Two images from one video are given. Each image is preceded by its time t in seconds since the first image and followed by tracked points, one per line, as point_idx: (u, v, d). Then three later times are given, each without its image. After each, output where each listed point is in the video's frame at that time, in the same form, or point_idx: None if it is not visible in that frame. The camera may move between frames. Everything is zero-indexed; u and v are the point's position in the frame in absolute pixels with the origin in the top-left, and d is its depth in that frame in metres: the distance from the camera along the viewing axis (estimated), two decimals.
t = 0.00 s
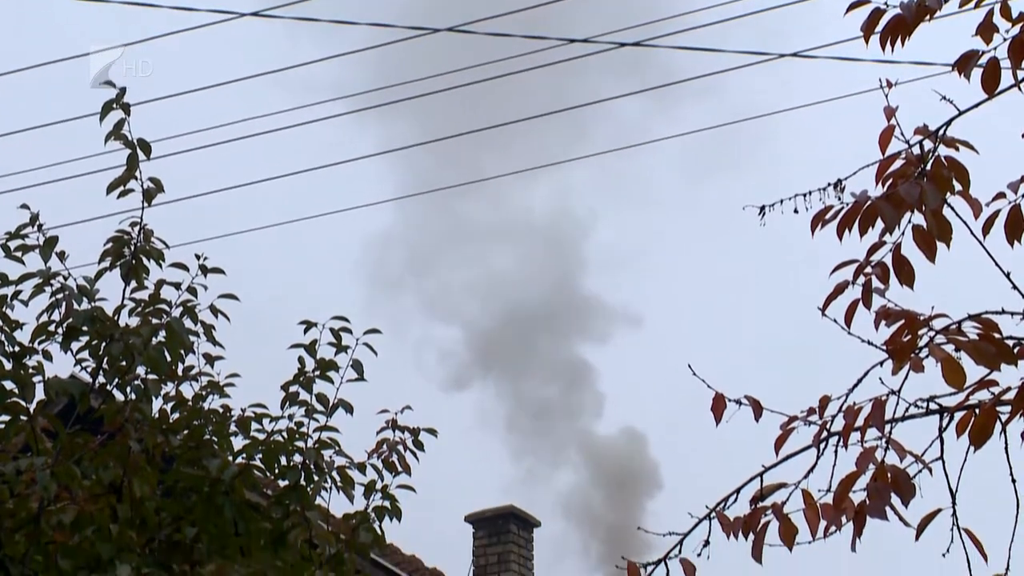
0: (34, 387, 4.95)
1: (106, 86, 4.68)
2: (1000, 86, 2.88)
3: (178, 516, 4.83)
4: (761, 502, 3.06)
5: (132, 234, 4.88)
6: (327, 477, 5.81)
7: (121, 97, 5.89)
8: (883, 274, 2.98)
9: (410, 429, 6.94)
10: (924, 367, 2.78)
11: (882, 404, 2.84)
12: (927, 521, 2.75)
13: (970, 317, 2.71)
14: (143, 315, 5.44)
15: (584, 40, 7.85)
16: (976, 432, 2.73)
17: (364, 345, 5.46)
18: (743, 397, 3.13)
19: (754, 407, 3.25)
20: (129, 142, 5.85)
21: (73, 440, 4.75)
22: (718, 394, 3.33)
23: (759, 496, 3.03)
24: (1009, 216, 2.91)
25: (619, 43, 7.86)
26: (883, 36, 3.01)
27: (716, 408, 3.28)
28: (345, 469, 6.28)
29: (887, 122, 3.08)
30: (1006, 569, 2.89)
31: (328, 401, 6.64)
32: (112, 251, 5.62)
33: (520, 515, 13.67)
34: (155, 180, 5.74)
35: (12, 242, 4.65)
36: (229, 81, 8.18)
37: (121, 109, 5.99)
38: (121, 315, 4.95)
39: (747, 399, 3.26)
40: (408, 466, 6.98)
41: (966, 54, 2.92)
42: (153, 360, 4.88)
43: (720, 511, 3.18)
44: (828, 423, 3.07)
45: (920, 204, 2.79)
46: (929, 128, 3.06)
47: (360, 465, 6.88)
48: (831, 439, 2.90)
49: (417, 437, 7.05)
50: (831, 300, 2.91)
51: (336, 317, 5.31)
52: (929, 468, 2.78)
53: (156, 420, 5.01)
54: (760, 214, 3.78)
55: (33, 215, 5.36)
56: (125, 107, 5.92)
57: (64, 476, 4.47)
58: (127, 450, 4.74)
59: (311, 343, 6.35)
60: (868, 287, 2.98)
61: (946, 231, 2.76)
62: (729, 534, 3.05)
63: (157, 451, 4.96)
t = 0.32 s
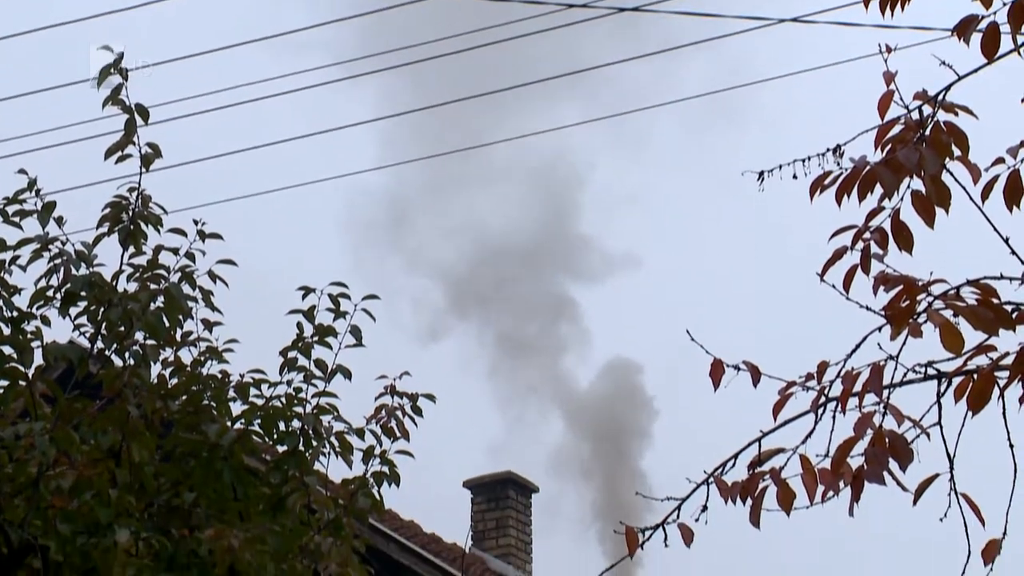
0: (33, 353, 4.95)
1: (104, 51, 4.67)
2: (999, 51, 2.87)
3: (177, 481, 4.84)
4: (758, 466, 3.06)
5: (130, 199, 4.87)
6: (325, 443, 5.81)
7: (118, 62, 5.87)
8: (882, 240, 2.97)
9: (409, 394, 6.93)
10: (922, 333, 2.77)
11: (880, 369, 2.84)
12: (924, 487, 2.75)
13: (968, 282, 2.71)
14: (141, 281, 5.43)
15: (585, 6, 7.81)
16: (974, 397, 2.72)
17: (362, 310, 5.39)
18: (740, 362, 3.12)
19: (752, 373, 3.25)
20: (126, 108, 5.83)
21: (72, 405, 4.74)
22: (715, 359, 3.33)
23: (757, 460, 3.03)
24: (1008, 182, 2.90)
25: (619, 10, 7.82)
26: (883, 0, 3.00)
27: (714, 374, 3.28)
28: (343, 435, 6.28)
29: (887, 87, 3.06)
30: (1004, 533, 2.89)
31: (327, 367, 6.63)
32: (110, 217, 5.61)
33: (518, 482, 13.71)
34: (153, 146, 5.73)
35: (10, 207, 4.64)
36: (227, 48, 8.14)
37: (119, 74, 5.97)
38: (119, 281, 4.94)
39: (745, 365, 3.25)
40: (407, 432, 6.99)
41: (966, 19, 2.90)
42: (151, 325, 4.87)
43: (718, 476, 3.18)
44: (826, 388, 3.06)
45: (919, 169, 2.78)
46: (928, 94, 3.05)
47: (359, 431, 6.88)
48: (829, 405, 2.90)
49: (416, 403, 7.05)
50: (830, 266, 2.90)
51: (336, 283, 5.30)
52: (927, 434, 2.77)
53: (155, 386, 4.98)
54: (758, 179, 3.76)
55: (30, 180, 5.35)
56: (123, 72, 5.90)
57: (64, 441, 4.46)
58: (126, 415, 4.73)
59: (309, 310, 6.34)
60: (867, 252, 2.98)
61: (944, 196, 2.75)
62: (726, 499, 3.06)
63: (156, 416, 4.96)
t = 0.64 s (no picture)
0: (31, 316, 4.94)
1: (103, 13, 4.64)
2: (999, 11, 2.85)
3: (177, 444, 4.86)
4: (758, 429, 3.06)
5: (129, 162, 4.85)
6: (324, 406, 5.81)
7: (116, 25, 5.85)
8: (881, 203, 2.95)
9: (408, 357, 6.92)
10: (921, 296, 2.77)
11: (879, 332, 2.84)
12: (923, 450, 2.75)
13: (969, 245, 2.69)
14: (140, 244, 5.42)
15: None
16: (973, 360, 2.72)
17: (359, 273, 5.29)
18: (740, 324, 3.11)
19: (751, 337, 3.24)
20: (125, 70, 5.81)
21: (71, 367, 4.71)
22: (715, 321, 3.32)
23: (756, 423, 3.03)
24: (1008, 145, 2.89)
25: None
26: None
27: (713, 338, 3.28)
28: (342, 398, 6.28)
29: (886, 50, 3.04)
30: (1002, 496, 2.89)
31: (326, 330, 6.63)
32: (108, 180, 5.60)
33: (518, 445, 13.75)
34: (152, 108, 5.71)
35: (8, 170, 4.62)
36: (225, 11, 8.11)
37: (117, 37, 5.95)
38: (119, 244, 4.93)
39: (744, 329, 3.25)
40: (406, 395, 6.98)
41: None
42: (150, 289, 4.86)
43: (716, 438, 3.17)
44: (825, 351, 3.05)
45: (918, 132, 2.77)
46: (928, 57, 3.03)
47: (359, 394, 6.87)
48: (828, 367, 2.89)
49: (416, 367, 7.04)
50: (829, 229, 2.89)
51: (335, 247, 5.29)
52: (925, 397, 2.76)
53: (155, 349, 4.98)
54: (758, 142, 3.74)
55: (29, 142, 5.33)
56: (121, 35, 5.88)
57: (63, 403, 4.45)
58: (125, 379, 4.72)
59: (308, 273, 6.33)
60: (867, 215, 2.97)
61: (944, 158, 2.74)
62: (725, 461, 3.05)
63: (155, 379, 4.95)
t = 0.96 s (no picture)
0: (31, 278, 4.93)
1: None
2: None
3: (177, 405, 4.87)
4: (758, 391, 3.06)
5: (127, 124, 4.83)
6: (324, 367, 5.81)
7: None
8: (882, 164, 2.94)
9: (408, 319, 6.91)
10: (921, 258, 2.76)
11: (879, 294, 2.83)
12: (923, 411, 2.75)
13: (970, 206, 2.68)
14: (139, 206, 5.41)
15: None
16: (973, 321, 2.71)
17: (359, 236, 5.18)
18: (740, 285, 3.10)
19: (751, 298, 3.24)
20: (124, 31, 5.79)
21: (71, 328, 4.68)
22: (715, 284, 3.31)
23: (756, 385, 3.03)
24: (1009, 106, 2.87)
25: None
26: None
27: (713, 299, 3.27)
28: (342, 360, 6.27)
29: (888, 11, 3.02)
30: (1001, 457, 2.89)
31: (325, 292, 6.62)
32: (107, 141, 5.58)
33: (518, 408, 13.76)
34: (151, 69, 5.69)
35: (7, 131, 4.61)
36: None
37: None
38: (119, 206, 4.91)
39: (744, 291, 3.24)
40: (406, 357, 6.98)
41: None
42: (150, 251, 4.85)
43: (716, 400, 3.17)
44: (825, 312, 3.05)
45: (918, 93, 2.75)
46: (929, 17, 3.01)
47: (359, 356, 6.87)
48: (828, 328, 2.88)
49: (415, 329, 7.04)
50: (830, 190, 2.88)
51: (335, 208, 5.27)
52: (925, 357, 2.76)
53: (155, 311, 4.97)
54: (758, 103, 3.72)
55: (28, 103, 5.31)
56: None
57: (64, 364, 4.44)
58: (125, 340, 4.71)
59: (308, 234, 6.32)
60: (867, 176, 2.96)
61: (944, 120, 2.73)
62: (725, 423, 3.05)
63: (155, 341, 4.95)
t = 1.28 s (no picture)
0: (31, 241, 4.92)
1: None
2: None
3: (177, 368, 4.87)
4: (758, 354, 3.06)
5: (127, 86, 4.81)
6: (325, 331, 5.80)
7: None
8: (882, 127, 2.93)
9: (407, 282, 6.91)
10: (922, 221, 2.75)
11: (879, 258, 2.82)
12: (923, 374, 2.74)
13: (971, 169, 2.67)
14: (139, 170, 5.39)
15: None
16: (973, 285, 2.70)
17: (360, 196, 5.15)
18: (741, 249, 3.10)
19: (751, 262, 3.23)
20: None
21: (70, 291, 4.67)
22: (715, 247, 3.30)
23: (756, 348, 3.02)
24: (1010, 69, 2.86)
25: None
26: None
27: (713, 263, 3.26)
28: (342, 323, 6.27)
29: None
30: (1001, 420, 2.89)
31: (325, 255, 6.61)
32: (107, 104, 5.56)
33: (518, 372, 13.77)
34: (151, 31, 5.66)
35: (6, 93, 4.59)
36: None
37: None
38: (118, 168, 4.90)
39: (745, 254, 3.23)
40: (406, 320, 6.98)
41: None
42: (150, 214, 4.83)
43: (716, 363, 3.17)
44: (825, 276, 3.04)
45: (919, 56, 2.74)
46: None
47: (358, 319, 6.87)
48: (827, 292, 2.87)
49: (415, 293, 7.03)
50: (830, 153, 2.87)
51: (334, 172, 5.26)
52: (925, 321, 2.75)
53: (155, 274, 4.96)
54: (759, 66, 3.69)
55: (26, 66, 5.29)
56: None
57: (64, 327, 4.43)
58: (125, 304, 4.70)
59: (307, 198, 6.30)
60: (867, 140, 2.94)
61: (945, 83, 2.71)
62: (725, 386, 3.05)
63: (155, 305, 4.94)
